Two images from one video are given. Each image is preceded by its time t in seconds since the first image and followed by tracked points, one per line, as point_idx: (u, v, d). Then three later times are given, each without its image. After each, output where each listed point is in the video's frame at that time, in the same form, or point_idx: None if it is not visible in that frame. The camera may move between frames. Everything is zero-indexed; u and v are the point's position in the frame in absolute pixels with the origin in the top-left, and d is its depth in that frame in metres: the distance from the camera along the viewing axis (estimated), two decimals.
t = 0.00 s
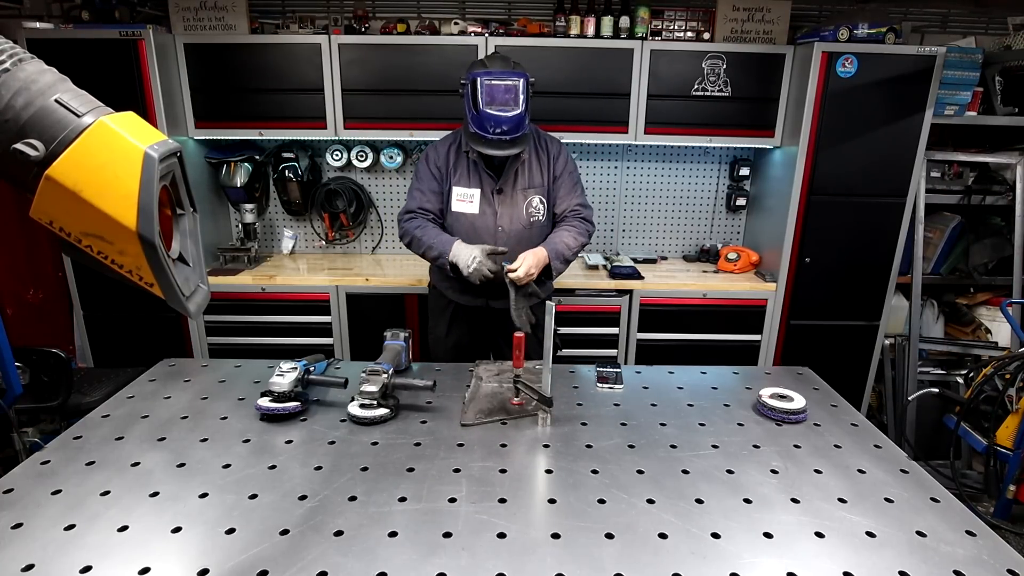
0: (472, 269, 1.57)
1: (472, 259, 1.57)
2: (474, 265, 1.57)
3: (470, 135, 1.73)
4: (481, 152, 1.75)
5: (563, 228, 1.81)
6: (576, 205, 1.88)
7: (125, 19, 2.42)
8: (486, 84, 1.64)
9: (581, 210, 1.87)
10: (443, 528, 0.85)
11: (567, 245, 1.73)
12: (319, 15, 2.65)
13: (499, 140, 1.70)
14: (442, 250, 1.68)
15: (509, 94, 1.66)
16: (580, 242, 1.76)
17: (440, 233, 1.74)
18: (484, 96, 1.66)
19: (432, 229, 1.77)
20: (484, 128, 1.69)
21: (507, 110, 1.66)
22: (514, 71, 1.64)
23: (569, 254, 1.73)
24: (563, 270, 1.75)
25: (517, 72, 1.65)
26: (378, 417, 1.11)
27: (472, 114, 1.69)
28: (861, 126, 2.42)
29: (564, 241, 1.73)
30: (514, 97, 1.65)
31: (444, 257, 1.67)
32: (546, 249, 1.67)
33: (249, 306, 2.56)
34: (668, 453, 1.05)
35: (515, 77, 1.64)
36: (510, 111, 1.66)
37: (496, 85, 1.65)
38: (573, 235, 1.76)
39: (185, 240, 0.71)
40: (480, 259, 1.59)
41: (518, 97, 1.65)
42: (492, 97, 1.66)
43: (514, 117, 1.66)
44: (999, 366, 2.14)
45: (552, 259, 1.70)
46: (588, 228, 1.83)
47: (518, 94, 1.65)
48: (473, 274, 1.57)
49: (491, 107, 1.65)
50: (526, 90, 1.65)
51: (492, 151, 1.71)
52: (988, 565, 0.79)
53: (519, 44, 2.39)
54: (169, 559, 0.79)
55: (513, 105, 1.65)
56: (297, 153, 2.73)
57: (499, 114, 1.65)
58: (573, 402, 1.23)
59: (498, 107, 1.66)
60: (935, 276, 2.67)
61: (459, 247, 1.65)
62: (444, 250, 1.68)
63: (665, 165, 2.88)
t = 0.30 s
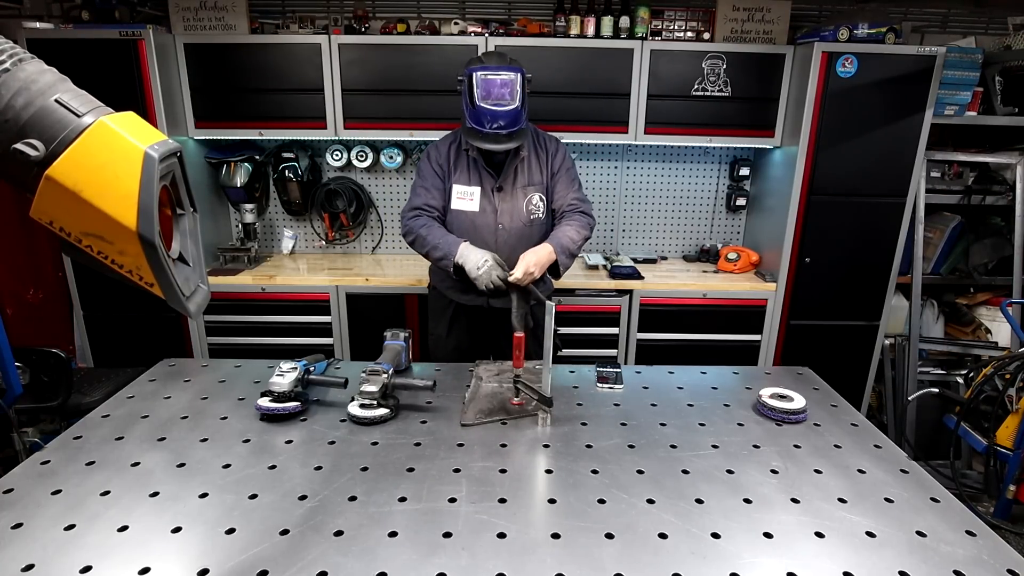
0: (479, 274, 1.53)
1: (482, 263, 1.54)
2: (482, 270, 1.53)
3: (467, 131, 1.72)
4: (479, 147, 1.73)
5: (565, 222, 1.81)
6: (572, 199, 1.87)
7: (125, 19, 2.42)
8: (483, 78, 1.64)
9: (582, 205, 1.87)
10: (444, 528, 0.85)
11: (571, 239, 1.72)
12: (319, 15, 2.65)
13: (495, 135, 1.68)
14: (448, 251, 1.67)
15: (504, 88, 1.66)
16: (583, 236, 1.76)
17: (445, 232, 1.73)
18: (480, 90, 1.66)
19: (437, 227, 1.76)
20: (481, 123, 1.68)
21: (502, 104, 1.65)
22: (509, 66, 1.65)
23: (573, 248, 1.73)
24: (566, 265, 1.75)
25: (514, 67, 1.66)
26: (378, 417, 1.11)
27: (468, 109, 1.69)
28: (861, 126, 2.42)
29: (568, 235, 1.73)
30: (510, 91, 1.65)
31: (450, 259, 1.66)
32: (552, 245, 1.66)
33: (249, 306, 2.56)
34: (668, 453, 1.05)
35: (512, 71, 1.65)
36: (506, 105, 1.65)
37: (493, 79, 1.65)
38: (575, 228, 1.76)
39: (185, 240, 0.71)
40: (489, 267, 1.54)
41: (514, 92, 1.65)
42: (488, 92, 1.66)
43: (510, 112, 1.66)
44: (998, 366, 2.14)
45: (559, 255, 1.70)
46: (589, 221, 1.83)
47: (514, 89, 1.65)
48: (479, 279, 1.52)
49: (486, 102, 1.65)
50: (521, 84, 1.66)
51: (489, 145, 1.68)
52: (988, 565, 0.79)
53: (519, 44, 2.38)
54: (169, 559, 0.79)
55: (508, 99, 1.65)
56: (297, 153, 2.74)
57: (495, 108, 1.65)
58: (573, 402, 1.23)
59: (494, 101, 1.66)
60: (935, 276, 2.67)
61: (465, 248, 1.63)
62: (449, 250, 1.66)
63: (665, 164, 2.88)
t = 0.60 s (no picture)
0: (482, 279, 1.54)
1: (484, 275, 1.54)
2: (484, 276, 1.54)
3: (469, 130, 1.71)
4: (481, 147, 1.73)
5: (567, 221, 1.81)
6: (575, 200, 1.88)
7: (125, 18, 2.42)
8: (486, 77, 1.64)
9: (583, 205, 1.87)
10: (444, 528, 0.85)
11: (572, 238, 1.74)
12: (319, 15, 2.65)
13: (499, 134, 1.68)
14: (450, 258, 1.66)
15: (507, 88, 1.66)
16: (584, 235, 1.77)
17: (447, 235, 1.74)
18: (483, 90, 1.66)
19: (439, 230, 1.77)
20: (484, 122, 1.68)
21: (506, 104, 1.65)
22: (512, 66, 1.65)
23: (574, 247, 1.74)
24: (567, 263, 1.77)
25: (517, 66, 1.66)
26: (378, 417, 1.11)
27: (472, 109, 1.69)
28: (861, 126, 2.42)
29: (568, 234, 1.74)
30: (514, 90, 1.65)
31: (453, 266, 1.66)
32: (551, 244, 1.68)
33: (249, 306, 2.56)
34: (668, 453, 1.05)
35: (515, 71, 1.65)
36: (509, 105, 1.65)
37: (496, 78, 1.65)
38: (577, 227, 1.77)
39: (185, 240, 0.71)
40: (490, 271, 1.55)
41: (518, 91, 1.65)
42: (491, 92, 1.66)
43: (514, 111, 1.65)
44: (998, 366, 2.14)
45: (560, 253, 1.72)
46: (590, 221, 1.83)
47: (517, 88, 1.65)
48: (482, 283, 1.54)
49: (490, 101, 1.65)
50: (524, 84, 1.66)
51: (492, 144, 1.68)
52: (988, 565, 0.79)
53: (519, 44, 2.38)
54: (169, 559, 0.79)
55: (512, 98, 1.65)
56: (297, 153, 2.74)
57: (498, 108, 1.64)
58: (574, 402, 1.23)
59: (497, 100, 1.65)
60: (935, 276, 2.67)
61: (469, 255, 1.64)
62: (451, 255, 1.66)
63: (665, 164, 2.88)
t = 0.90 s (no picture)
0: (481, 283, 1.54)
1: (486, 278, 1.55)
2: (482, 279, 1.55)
3: (471, 129, 1.71)
4: (484, 147, 1.73)
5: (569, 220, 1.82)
6: (578, 200, 1.89)
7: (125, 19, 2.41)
8: (490, 77, 1.63)
9: (584, 206, 1.88)
10: (444, 528, 0.85)
11: (573, 236, 1.74)
12: (319, 15, 2.65)
13: (501, 134, 1.68)
14: (447, 260, 1.66)
15: (511, 88, 1.65)
16: (586, 233, 1.77)
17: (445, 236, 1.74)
18: (487, 90, 1.65)
19: (438, 231, 1.77)
20: (487, 122, 1.68)
21: (509, 105, 1.65)
22: (516, 66, 1.64)
23: (576, 245, 1.75)
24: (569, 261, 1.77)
25: (521, 67, 1.65)
26: (378, 417, 1.11)
27: (475, 109, 1.69)
28: (861, 126, 2.42)
29: (570, 232, 1.74)
30: (517, 91, 1.65)
31: (450, 268, 1.66)
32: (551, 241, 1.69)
33: (249, 306, 2.56)
34: (668, 453, 1.05)
35: (518, 72, 1.64)
36: (512, 105, 1.65)
37: (500, 78, 1.64)
38: (578, 226, 1.77)
39: (185, 240, 0.71)
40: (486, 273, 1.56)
41: (521, 92, 1.64)
42: (495, 92, 1.65)
43: (517, 112, 1.65)
44: (998, 366, 2.14)
45: (562, 250, 1.72)
46: (595, 220, 1.84)
47: (521, 89, 1.65)
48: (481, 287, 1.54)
49: (493, 102, 1.64)
50: (528, 84, 1.64)
51: (494, 145, 1.68)
52: (988, 565, 0.79)
53: (519, 44, 2.38)
54: (169, 559, 0.79)
55: (515, 99, 1.65)
56: (297, 153, 2.74)
57: (502, 108, 1.64)
58: (574, 403, 1.23)
59: (501, 101, 1.65)
60: (935, 276, 2.67)
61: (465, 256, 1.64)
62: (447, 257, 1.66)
63: (665, 164, 2.88)
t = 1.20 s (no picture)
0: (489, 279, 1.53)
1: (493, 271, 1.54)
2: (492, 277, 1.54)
3: (473, 128, 1.72)
4: (486, 146, 1.73)
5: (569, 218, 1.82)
6: (579, 198, 1.88)
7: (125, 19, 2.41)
8: (492, 76, 1.64)
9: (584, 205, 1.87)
10: (444, 528, 0.85)
11: (571, 233, 1.74)
12: (319, 15, 2.65)
13: (503, 133, 1.68)
14: (456, 253, 1.65)
15: (513, 87, 1.65)
16: (584, 230, 1.76)
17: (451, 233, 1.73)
18: (489, 89, 1.66)
19: (441, 228, 1.75)
20: (489, 121, 1.68)
21: (512, 103, 1.65)
22: (518, 65, 1.64)
23: (574, 243, 1.74)
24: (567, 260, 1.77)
25: (523, 66, 1.65)
26: (378, 417, 1.11)
27: (477, 108, 1.69)
28: (860, 126, 2.42)
29: (568, 230, 1.74)
30: (520, 90, 1.65)
31: (458, 261, 1.64)
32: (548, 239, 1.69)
33: (249, 306, 2.56)
34: (668, 453, 1.05)
35: (521, 71, 1.64)
36: (514, 104, 1.65)
37: (502, 77, 1.64)
38: (578, 223, 1.77)
39: (185, 240, 0.71)
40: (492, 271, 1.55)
41: (524, 90, 1.64)
42: (497, 90, 1.65)
43: (519, 110, 1.65)
44: (998, 366, 2.14)
45: (559, 248, 1.72)
46: (597, 216, 1.83)
47: (523, 88, 1.65)
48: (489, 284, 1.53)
49: (496, 100, 1.65)
50: (530, 83, 1.65)
51: (495, 143, 1.67)
52: (988, 565, 0.79)
53: (519, 44, 2.38)
54: (169, 559, 0.79)
55: (518, 98, 1.65)
56: (297, 153, 2.74)
57: (504, 107, 1.64)
58: (574, 402, 1.23)
59: (503, 99, 1.65)
60: (935, 276, 2.68)
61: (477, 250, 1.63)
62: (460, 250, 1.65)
63: (665, 164, 2.88)
